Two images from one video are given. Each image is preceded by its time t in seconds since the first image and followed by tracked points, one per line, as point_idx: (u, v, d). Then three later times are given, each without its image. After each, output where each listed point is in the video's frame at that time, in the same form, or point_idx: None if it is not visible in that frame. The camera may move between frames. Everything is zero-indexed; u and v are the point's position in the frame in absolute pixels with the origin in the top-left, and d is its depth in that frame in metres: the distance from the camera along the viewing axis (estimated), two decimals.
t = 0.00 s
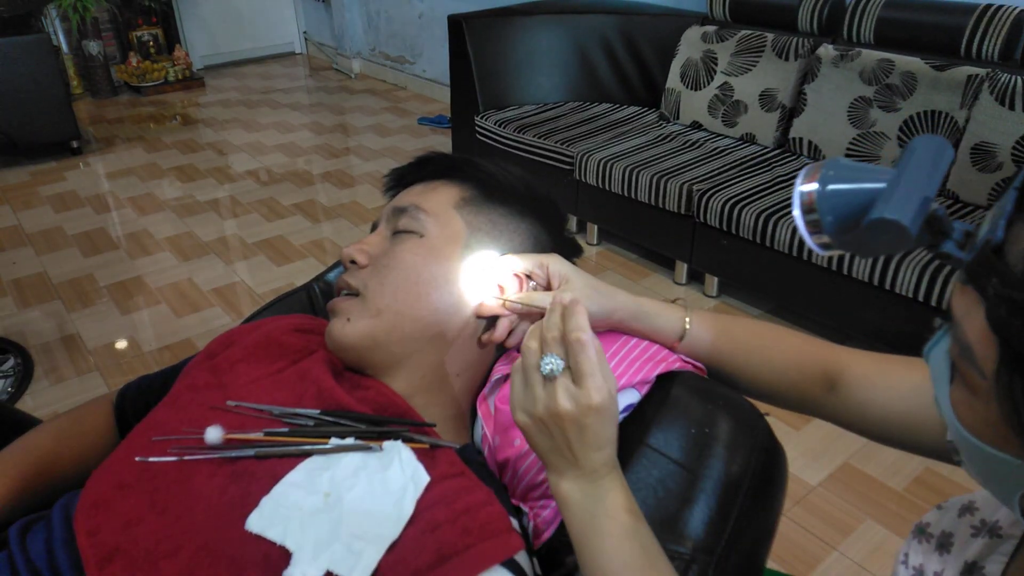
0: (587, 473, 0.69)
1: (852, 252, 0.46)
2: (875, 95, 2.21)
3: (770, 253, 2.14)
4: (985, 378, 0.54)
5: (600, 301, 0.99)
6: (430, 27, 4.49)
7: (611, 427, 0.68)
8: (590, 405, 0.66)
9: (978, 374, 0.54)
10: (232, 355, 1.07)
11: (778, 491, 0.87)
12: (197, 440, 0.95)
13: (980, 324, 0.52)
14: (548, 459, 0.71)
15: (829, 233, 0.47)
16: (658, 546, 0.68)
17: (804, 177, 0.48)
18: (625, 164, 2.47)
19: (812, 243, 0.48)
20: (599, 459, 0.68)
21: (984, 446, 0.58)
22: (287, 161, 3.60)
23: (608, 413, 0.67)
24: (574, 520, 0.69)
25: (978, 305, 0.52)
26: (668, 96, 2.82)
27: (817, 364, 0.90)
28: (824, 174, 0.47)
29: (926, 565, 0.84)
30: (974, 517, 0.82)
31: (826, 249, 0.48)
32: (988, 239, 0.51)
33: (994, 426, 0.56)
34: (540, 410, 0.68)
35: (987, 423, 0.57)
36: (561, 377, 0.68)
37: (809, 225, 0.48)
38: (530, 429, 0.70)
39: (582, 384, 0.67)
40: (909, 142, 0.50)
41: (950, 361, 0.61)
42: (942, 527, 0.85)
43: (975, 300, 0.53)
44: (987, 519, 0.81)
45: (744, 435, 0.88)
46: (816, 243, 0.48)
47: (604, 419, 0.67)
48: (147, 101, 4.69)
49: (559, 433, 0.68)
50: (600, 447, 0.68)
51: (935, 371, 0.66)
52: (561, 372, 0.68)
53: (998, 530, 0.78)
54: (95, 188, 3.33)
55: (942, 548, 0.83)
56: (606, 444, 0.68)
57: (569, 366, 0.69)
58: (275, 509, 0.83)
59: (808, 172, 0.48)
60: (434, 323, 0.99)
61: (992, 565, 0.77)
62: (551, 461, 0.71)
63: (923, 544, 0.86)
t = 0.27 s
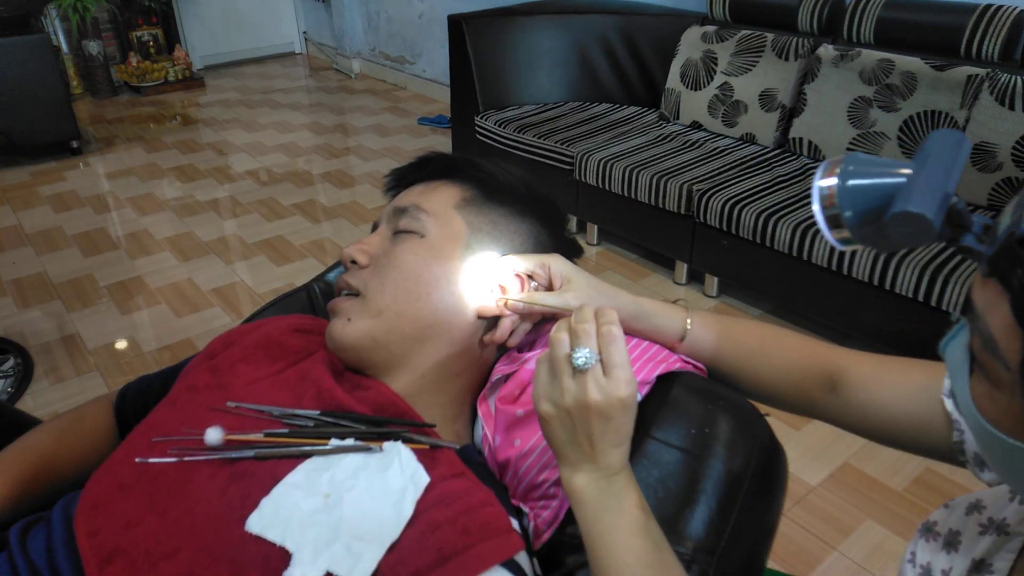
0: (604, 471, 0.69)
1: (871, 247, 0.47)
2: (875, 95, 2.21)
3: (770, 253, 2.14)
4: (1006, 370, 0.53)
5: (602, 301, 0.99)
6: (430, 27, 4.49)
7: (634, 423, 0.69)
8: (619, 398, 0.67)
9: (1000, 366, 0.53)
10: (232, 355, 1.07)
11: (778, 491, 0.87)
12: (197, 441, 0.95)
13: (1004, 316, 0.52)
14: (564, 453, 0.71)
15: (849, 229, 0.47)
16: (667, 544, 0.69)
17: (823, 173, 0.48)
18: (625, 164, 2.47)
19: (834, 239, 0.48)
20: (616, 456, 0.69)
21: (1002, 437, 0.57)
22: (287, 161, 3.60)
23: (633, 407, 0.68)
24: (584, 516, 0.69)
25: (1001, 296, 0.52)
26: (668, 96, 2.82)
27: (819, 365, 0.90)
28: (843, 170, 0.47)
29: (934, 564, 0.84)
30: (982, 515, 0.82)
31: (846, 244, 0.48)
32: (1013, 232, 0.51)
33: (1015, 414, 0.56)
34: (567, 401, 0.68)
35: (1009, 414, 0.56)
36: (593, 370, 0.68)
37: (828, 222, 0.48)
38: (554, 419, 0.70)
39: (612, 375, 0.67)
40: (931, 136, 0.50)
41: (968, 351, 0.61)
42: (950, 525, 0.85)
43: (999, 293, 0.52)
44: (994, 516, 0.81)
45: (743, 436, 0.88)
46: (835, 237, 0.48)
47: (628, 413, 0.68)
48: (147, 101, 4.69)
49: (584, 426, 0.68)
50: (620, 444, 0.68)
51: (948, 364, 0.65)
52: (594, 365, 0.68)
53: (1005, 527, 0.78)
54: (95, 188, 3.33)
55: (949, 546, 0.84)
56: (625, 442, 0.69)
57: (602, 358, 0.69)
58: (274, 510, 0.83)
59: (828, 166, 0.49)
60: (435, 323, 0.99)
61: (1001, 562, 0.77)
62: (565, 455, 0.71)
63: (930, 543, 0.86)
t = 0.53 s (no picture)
0: (605, 469, 0.69)
1: (872, 240, 0.47)
2: (875, 95, 2.21)
3: (770, 253, 2.14)
4: (1007, 363, 0.53)
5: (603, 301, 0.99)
6: (430, 27, 4.49)
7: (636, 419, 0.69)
8: (620, 392, 0.67)
9: (1000, 359, 0.53)
10: (233, 356, 1.07)
11: (778, 491, 0.87)
12: (198, 442, 0.95)
13: (1003, 308, 0.52)
14: (566, 450, 0.71)
15: (849, 220, 0.47)
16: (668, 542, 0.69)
17: (823, 166, 0.49)
18: (625, 164, 2.47)
19: (834, 231, 0.48)
20: (618, 454, 0.69)
21: (1002, 429, 0.57)
22: (287, 161, 3.60)
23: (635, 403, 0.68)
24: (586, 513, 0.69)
25: (999, 288, 0.52)
26: (668, 96, 2.82)
27: (818, 364, 0.90)
28: (842, 163, 0.48)
29: (932, 563, 0.84)
30: (979, 513, 0.82)
31: (847, 236, 0.48)
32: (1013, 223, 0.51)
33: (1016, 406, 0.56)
34: (569, 395, 0.68)
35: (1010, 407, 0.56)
36: (595, 364, 0.68)
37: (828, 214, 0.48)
38: (555, 416, 0.70)
39: (613, 370, 0.68)
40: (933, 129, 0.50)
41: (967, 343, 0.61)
42: (947, 524, 0.85)
43: (998, 286, 0.52)
44: (991, 514, 0.81)
45: (744, 436, 0.88)
46: (836, 230, 0.48)
47: (629, 409, 0.68)
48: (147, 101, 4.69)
49: (586, 421, 0.68)
50: (622, 440, 0.69)
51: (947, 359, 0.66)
52: (596, 360, 0.68)
53: (1002, 525, 0.78)
54: (95, 188, 3.33)
55: (946, 545, 0.84)
56: (627, 439, 0.69)
57: (603, 353, 0.69)
58: (275, 510, 0.83)
59: (828, 160, 0.49)
60: (436, 323, 1.00)
61: (997, 560, 0.77)
62: (566, 451, 0.71)
63: (928, 542, 0.86)
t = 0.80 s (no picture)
0: (604, 468, 0.69)
1: (872, 239, 0.47)
2: (875, 95, 2.21)
3: (770, 253, 2.14)
4: (1006, 362, 0.53)
5: (602, 301, 0.99)
6: (430, 27, 4.49)
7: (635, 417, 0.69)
8: (619, 391, 0.67)
9: (1000, 359, 0.53)
10: (233, 356, 1.07)
11: (778, 491, 0.87)
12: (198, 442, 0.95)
13: (1002, 307, 0.52)
14: (565, 450, 0.71)
15: (848, 221, 0.47)
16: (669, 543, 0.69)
17: (822, 167, 0.49)
18: (625, 164, 2.47)
19: (833, 232, 0.48)
20: (618, 453, 0.69)
21: (999, 428, 0.57)
22: (287, 161, 3.60)
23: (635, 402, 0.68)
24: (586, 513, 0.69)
25: (998, 287, 0.52)
26: (668, 96, 2.82)
27: (818, 364, 0.91)
28: (841, 164, 0.48)
29: (931, 563, 0.84)
30: (978, 513, 0.82)
31: (846, 236, 0.48)
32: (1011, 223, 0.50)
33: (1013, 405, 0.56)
34: (567, 396, 0.69)
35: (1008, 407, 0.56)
36: (592, 364, 0.68)
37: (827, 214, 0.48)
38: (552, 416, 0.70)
39: (611, 368, 0.68)
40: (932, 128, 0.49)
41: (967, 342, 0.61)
42: (946, 524, 0.85)
43: (998, 285, 0.52)
44: (990, 514, 0.81)
45: (744, 437, 0.88)
46: (835, 231, 0.49)
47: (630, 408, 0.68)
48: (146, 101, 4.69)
49: (584, 423, 0.68)
50: (622, 439, 0.68)
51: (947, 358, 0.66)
52: (592, 360, 0.68)
53: (1000, 525, 0.78)
54: (95, 188, 3.33)
55: (945, 545, 0.84)
56: (627, 437, 0.69)
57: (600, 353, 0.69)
58: (275, 510, 0.83)
59: (827, 160, 0.49)
60: (436, 323, 0.99)
61: (996, 560, 0.77)
62: (566, 452, 0.71)
63: (927, 542, 0.86)
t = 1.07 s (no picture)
0: (602, 469, 0.68)
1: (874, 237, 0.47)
2: (875, 95, 2.21)
3: (771, 253, 2.14)
4: (1007, 361, 0.53)
5: (602, 300, 0.99)
6: (430, 27, 4.49)
7: (628, 422, 0.67)
8: (608, 402, 0.66)
9: (1002, 358, 0.53)
10: (232, 355, 1.07)
11: (779, 491, 0.87)
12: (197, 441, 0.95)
13: (1004, 306, 0.52)
14: (563, 455, 0.71)
15: (851, 218, 0.47)
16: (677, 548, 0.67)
17: (825, 164, 0.48)
18: (625, 164, 2.47)
19: (837, 230, 0.48)
20: (621, 460, 0.67)
21: (1001, 427, 0.57)
22: (287, 161, 3.60)
23: (630, 410, 0.67)
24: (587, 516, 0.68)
25: (1001, 285, 0.52)
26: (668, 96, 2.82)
27: (819, 363, 0.91)
28: (845, 161, 0.48)
29: (929, 562, 0.84)
30: (976, 512, 0.82)
31: (849, 235, 0.48)
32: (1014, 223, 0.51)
33: (1014, 404, 0.56)
34: (558, 411, 0.68)
35: (1010, 407, 0.56)
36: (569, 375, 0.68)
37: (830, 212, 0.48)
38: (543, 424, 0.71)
39: (593, 384, 0.66)
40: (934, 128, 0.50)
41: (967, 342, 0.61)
42: (944, 524, 0.85)
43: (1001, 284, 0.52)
44: (988, 513, 0.80)
45: (745, 436, 0.88)
46: (838, 229, 0.48)
47: (622, 418, 0.66)
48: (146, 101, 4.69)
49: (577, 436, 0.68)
50: (619, 448, 0.67)
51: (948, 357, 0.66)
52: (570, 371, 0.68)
53: (999, 525, 0.78)
54: (95, 188, 3.33)
55: (943, 544, 0.84)
56: (625, 444, 0.67)
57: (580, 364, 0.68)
58: (274, 509, 0.82)
59: (829, 158, 0.49)
60: (436, 323, 0.99)
61: (995, 559, 0.77)
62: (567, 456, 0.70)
63: (925, 541, 0.86)
